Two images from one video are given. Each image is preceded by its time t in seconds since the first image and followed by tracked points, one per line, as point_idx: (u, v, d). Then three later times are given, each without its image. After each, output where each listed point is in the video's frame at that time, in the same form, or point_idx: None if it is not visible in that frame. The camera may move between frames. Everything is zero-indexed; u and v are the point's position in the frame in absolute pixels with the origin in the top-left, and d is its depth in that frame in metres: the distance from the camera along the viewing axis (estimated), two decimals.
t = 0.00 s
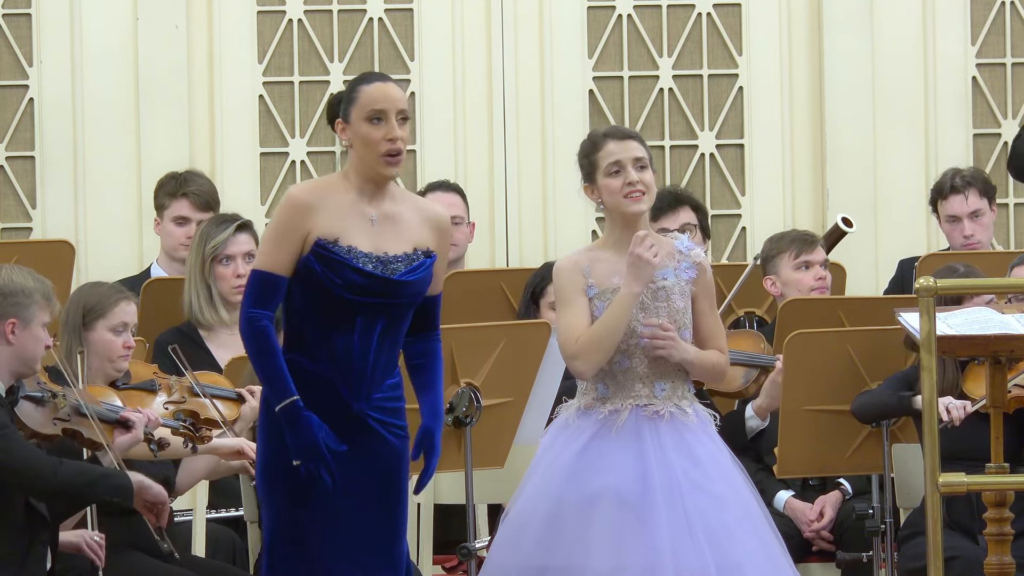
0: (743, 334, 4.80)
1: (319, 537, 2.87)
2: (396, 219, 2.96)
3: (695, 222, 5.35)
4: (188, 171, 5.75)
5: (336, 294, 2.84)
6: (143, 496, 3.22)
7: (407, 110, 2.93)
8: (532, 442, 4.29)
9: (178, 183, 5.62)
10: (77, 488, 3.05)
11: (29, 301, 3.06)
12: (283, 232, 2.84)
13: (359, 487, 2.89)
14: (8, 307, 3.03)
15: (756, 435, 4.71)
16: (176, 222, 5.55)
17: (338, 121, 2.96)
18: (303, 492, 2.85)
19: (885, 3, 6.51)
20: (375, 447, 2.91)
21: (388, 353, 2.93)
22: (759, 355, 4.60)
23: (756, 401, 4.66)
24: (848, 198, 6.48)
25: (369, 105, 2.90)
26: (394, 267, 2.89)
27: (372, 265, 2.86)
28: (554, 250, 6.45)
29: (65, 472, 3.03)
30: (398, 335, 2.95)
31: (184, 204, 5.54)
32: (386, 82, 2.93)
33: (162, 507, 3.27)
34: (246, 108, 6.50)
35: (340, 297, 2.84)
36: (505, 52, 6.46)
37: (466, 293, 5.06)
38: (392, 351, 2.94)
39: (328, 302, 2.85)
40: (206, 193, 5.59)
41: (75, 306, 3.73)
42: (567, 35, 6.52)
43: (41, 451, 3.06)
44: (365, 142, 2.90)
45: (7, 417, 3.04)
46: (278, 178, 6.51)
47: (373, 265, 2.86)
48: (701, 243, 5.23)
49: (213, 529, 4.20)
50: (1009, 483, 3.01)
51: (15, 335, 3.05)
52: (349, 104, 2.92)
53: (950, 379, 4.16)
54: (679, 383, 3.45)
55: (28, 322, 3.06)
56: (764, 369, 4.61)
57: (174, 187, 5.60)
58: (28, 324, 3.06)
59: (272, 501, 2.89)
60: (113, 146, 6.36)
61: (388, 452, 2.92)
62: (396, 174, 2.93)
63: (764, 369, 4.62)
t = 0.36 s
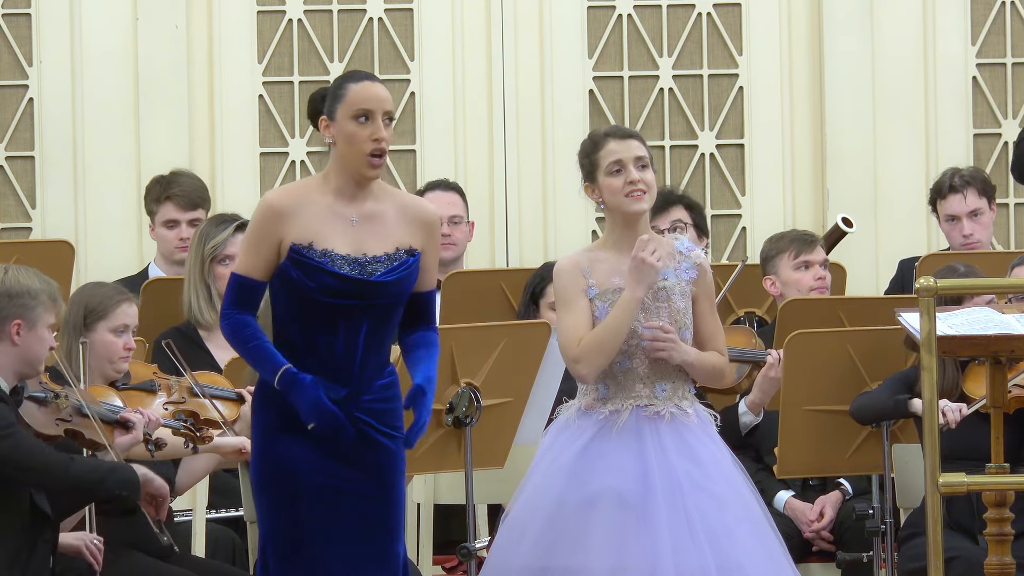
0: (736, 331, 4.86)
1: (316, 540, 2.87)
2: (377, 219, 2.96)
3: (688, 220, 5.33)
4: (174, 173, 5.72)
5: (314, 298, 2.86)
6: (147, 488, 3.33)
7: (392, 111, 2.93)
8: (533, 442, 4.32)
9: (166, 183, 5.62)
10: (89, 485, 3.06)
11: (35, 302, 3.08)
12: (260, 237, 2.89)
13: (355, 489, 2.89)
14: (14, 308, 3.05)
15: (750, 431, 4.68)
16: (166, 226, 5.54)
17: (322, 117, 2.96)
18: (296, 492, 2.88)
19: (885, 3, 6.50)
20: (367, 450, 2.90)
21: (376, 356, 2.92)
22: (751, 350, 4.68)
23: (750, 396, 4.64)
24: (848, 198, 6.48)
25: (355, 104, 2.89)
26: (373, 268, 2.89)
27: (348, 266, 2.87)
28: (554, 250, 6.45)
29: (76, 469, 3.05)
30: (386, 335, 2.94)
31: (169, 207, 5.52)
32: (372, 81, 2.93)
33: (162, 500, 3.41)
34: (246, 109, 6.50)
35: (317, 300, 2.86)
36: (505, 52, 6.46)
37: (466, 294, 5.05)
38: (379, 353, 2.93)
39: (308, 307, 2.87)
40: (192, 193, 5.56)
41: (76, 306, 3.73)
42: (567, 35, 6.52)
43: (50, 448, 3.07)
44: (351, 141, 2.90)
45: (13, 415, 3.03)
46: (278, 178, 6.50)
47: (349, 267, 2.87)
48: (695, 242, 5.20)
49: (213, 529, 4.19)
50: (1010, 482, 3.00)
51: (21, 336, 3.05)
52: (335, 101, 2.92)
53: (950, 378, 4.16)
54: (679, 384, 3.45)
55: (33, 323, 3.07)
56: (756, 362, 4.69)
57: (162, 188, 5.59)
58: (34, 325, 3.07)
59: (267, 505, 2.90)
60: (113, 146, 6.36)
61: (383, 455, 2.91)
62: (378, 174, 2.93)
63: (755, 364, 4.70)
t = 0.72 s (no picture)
0: (738, 336, 4.83)
1: (316, 541, 2.87)
2: (368, 219, 2.96)
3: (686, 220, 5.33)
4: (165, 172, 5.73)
5: (303, 303, 2.87)
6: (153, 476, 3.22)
7: (386, 111, 2.94)
8: (532, 442, 4.31)
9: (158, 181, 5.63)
10: (95, 476, 3.07)
11: (45, 305, 3.08)
12: (251, 243, 2.91)
13: (353, 488, 2.89)
14: (22, 309, 3.05)
15: (751, 437, 4.70)
16: (155, 225, 5.54)
17: (314, 117, 2.96)
18: (296, 492, 2.87)
19: (886, 3, 6.50)
20: (365, 451, 2.90)
21: (370, 357, 2.90)
22: (751, 356, 4.66)
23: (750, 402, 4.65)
24: (848, 197, 6.47)
25: (347, 104, 2.90)
26: (362, 271, 2.89)
27: (336, 271, 2.88)
28: (554, 249, 6.45)
29: (85, 460, 3.07)
30: (379, 337, 2.92)
31: (156, 206, 5.53)
32: (362, 81, 2.94)
33: (170, 487, 3.26)
34: (246, 109, 6.50)
35: (307, 305, 2.87)
36: (505, 51, 6.46)
37: (467, 295, 5.05)
38: (374, 354, 2.91)
39: (298, 311, 2.88)
40: (178, 189, 5.58)
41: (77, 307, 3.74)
42: (567, 35, 6.51)
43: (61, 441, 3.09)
44: (344, 139, 2.90)
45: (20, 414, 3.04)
46: (278, 178, 6.50)
47: (337, 271, 2.88)
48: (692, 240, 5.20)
49: (212, 529, 4.19)
50: (1010, 483, 3.00)
51: (29, 338, 3.07)
52: (328, 100, 2.92)
53: (951, 379, 4.16)
54: (679, 384, 3.45)
55: (42, 326, 3.08)
56: (756, 369, 4.67)
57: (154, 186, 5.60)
58: (43, 328, 3.08)
59: (266, 505, 2.90)
60: (112, 146, 6.36)
61: (380, 455, 2.92)
62: (371, 173, 2.93)
63: (756, 370, 4.68)
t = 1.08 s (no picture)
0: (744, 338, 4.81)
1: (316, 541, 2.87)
2: (366, 220, 2.96)
3: (686, 221, 5.32)
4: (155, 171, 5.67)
5: (300, 305, 2.88)
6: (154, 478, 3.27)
7: (381, 111, 2.96)
8: (533, 443, 4.31)
9: (148, 181, 5.58)
10: (100, 482, 3.07)
11: (51, 307, 3.08)
12: (250, 247, 2.90)
13: (352, 488, 2.89)
14: (28, 311, 3.05)
15: (757, 440, 4.70)
16: (146, 228, 5.53)
17: (308, 118, 2.96)
18: (296, 492, 2.87)
19: (886, 3, 6.49)
20: (365, 451, 2.90)
21: (370, 356, 2.91)
22: (760, 359, 4.68)
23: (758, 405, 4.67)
24: (849, 197, 6.46)
25: (343, 104, 2.92)
26: (360, 272, 2.90)
27: (334, 272, 2.88)
28: (554, 249, 6.45)
29: (89, 466, 3.06)
30: (378, 338, 2.93)
31: (147, 210, 5.51)
32: (356, 82, 2.95)
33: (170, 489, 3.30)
34: (245, 109, 6.49)
35: (304, 307, 2.87)
36: (505, 51, 6.45)
37: (466, 295, 5.05)
38: (373, 353, 2.92)
39: (296, 314, 2.89)
40: (167, 195, 5.52)
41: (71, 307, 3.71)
42: (567, 35, 6.51)
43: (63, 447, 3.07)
44: (341, 138, 2.91)
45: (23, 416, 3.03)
46: (278, 177, 6.50)
47: (336, 273, 2.88)
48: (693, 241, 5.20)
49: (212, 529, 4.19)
50: (1010, 483, 2.99)
51: (35, 340, 3.06)
52: (323, 100, 2.93)
53: (951, 379, 4.15)
54: (679, 384, 3.45)
55: (48, 327, 3.08)
56: (766, 373, 4.68)
57: (142, 187, 5.56)
58: (48, 330, 3.08)
59: (267, 505, 2.89)
60: (112, 146, 6.36)
61: (381, 455, 2.92)
62: (368, 171, 2.94)
63: (765, 373, 4.69)
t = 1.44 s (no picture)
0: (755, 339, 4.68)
1: (316, 541, 2.86)
2: (365, 218, 2.97)
3: (688, 221, 5.32)
4: (144, 175, 5.59)
5: (302, 303, 2.88)
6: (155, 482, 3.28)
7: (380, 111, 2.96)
8: (532, 443, 4.31)
9: (135, 187, 5.50)
10: (99, 487, 3.07)
11: (53, 308, 3.08)
12: (251, 247, 2.90)
13: (352, 487, 2.89)
14: (30, 312, 3.05)
15: (764, 440, 4.70)
16: (133, 235, 5.48)
17: (307, 115, 2.94)
18: (296, 491, 2.87)
19: (886, 3, 6.49)
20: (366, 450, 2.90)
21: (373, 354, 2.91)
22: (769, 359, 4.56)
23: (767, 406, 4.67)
24: (849, 197, 6.46)
25: (342, 103, 2.91)
26: (362, 269, 2.90)
27: (336, 271, 2.88)
28: (554, 249, 6.45)
29: (87, 470, 3.05)
30: (380, 333, 2.93)
31: (133, 219, 5.44)
32: (355, 81, 2.95)
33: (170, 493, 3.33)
34: (245, 109, 6.49)
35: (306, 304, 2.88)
36: (505, 51, 6.45)
37: (466, 294, 5.04)
38: (376, 349, 2.92)
39: (297, 312, 2.90)
40: (153, 202, 5.41)
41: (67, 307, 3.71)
42: (567, 35, 6.51)
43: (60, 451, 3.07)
44: (340, 136, 2.91)
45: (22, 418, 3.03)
46: (278, 178, 6.50)
47: (337, 271, 2.88)
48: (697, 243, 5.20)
49: (212, 529, 4.19)
50: (1010, 483, 2.99)
51: (36, 341, 3.07)
52: (321, 98, 2.93)
53: (951, 378, 4.15)
54: (679, 384, 3.44)
55: (49, 329, 3.08)
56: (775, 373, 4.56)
57: (129, 193, 5.49)
58: (50, 331, 3.08)
59: (267, 505, 2.89)
60: (112, 146, 6.35)
61: (382, 455, 2.91)
62: (366, 170, 2.94)
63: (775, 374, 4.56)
